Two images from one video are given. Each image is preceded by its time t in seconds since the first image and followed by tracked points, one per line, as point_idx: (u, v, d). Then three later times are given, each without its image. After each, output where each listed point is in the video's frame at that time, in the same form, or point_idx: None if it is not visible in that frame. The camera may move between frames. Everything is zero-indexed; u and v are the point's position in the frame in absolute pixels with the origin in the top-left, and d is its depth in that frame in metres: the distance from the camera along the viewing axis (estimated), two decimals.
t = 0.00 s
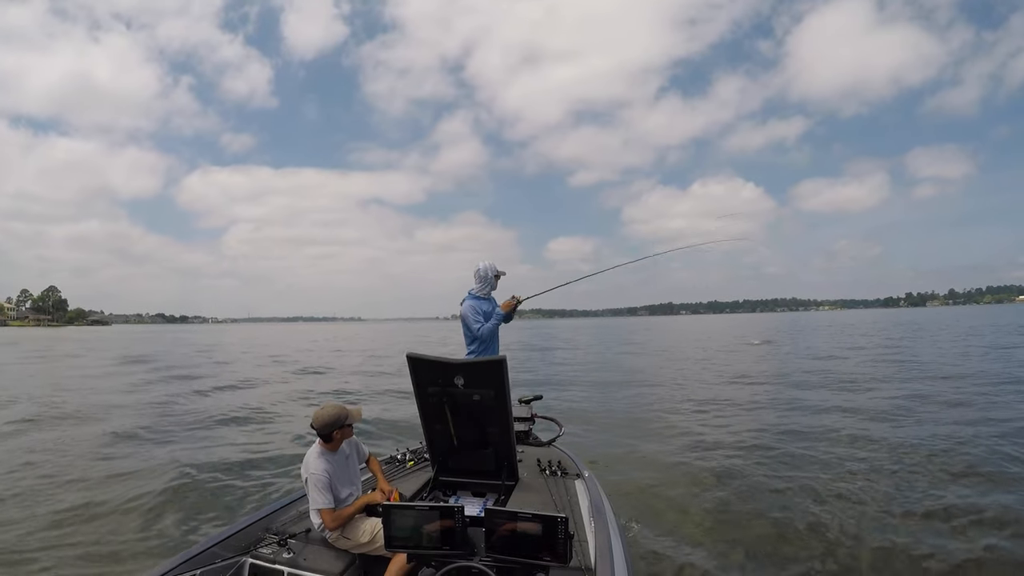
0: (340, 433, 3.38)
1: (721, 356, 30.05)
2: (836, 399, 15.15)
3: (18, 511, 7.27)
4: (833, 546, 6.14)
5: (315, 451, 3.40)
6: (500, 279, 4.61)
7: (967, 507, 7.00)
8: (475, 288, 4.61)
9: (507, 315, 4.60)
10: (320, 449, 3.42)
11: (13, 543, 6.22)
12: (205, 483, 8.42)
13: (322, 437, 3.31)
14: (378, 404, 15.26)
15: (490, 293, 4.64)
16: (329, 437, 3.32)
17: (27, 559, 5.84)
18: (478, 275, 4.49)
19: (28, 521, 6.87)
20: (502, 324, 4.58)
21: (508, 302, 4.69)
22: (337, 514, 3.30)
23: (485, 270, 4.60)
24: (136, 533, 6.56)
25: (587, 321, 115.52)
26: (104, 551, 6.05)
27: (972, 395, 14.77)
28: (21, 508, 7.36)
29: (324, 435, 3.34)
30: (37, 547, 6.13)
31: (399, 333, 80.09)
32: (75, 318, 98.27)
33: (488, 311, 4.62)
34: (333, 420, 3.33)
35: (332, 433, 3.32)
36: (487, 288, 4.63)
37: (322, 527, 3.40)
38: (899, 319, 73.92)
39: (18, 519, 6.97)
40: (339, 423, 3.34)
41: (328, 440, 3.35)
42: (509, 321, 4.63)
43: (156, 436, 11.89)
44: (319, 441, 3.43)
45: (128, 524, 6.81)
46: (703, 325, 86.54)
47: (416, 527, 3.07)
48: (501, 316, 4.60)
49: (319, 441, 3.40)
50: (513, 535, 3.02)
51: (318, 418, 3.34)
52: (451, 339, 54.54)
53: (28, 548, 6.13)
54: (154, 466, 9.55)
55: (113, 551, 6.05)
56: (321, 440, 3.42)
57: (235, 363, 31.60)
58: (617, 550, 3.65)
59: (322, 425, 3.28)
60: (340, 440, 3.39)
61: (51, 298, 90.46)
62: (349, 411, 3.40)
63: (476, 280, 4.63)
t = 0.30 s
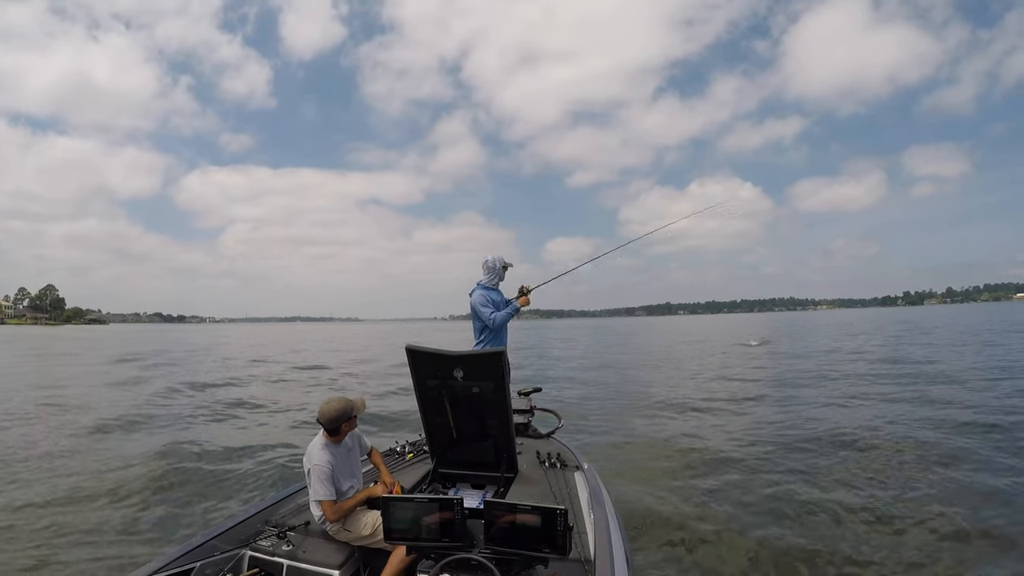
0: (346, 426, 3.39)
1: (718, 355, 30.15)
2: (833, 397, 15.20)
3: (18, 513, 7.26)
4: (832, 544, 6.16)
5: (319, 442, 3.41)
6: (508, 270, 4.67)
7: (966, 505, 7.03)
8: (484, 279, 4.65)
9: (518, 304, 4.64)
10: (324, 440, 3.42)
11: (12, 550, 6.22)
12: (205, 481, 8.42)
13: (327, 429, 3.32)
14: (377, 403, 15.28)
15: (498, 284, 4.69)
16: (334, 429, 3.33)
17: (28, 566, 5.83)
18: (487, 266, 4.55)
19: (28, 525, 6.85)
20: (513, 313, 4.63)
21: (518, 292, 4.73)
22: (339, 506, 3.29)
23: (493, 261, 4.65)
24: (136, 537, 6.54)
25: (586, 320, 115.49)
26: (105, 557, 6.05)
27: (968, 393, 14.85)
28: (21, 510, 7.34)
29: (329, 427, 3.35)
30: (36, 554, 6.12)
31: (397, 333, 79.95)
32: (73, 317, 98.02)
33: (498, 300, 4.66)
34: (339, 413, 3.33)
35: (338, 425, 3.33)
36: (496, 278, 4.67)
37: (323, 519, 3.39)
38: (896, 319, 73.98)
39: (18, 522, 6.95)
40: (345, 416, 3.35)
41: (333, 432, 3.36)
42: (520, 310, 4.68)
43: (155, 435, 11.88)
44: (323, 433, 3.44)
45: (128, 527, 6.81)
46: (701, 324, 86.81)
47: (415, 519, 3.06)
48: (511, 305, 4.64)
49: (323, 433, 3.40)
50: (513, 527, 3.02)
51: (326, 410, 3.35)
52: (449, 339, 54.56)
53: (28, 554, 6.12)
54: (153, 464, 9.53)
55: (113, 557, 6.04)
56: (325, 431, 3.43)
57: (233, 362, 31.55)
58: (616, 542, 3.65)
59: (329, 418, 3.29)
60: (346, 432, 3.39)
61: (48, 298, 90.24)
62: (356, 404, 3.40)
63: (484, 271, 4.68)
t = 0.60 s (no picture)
0: (351, 424, 3.39)
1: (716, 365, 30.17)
2: (831, 412, 15.21)
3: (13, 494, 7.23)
4: (826, 557, 6.16)
5: (323, 439, 3.41)
6: (522, 269, 4.71)
7: (960, 524, 7.04)
8: (496, 277, 4.69)
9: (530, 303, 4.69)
10: (327, 438, 3.42)
11: (7, 528, 6.18)
12: (201, 471, 8.41)
13: (332, 427, 3.32)
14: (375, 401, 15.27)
15: (511, 282, 4.73)
16: (340, 427, 3.33)
17: (24, 547, 5.78)
18: (500, 264, 4.58)
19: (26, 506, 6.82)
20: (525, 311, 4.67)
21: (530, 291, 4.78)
22: (339, 503, 3.28)
23: (506, 259, 4.68)
24: (132, 522, 6.51)
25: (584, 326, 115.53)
26: (102, 541, 6.01)
27: (965, 412, 14.88)
28: (16, 492, 7.31)
29: (334, 424, 3.34)
30: (33, 534, 6.08)
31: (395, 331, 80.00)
32: (70, 302, 97.91)
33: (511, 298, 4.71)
34: (343, 410, 3.32)
35: (343, 423, 3.32)
36: (509, 277, 4.72)
37: (322, 517, 3.38)
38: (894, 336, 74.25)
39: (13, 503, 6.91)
40: (350, 414, 3.34)
41: (338, 430, 3.35)
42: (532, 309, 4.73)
43: (153, 423, 11.85)
44: (326, 430, 3.43)
45: (127, 512, 6.78)
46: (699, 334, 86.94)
47: (414, 517, 3.05)
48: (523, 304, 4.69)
49: (327, 430, 3.40)
50: (512, 525, 3.01)
51: (332, 407, 3.35)
52: (447, 338, 54.53)
53: (24, 535, 6.07)
54: (150, 452, 9.51)
55: (109, 541, 6.01)
56: (330, 428, 3.43)
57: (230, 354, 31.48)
58: (615, 542, 3.65)
59: (335, 415, 3.29)
60: (350, 430, 3.39)
61: (47, 281, 90.04)
62: (362, 403, 3.40)
63: (497, 269, 4.72)
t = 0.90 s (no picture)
0: (351, 429, 3.38)
1: (713, 373, 30.19)
2: (828, 423, 15.22)
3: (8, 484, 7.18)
4: (822, 568, 6.15)
5: (323, 444, 3.39)
6: (525, 273, 4.72)
7: (956, 538, 7.03)
8: (501, 281, 4.69)
9: (535, 309, 4.70)
10: (327, 443, 3.41)
11: (3, 518, 6.15)
12: (198, 466, 8.39)
13: (332, 432, 3.30)
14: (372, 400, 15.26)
15: (515, 287, 4.75)
16: (339, 432, 3.32)
17: (18, 536, 5.76)
18: (504, 268, 4.60)
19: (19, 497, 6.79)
20: (530, 317, 4.67)
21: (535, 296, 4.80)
22: (338, 508, 3.27)
23: (509, 264, 4.67)
24: (128, 515, 6.49)
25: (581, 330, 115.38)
26: (98, 532, 5.98)
27: (962, 426, 14.89)
28: (12, 481, 7.28)
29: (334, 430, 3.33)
30: (28, 525, 6.06)
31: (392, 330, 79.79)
32: (67, 293, 97.61)
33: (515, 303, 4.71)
34: (343, 415, 3.31)
35: (342, 428, 3.31)
36: (512, 281, 4.72)
37: (322, 521, 3.37)
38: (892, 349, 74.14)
39: (8, 493, 6.87)
40: (351, 419, 3.34)
41: (337, 435, 3.34)
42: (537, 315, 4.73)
43: (150, 416, 11.82)
44: (326, 435, 3.42)
45: (121, 506, 6.75)
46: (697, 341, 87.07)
47: (414, 521, 3.05)
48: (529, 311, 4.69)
49: (327, 435, 3.39)
50: (511, 531, 3.00)
51: (332, 412, 3.33)
52: (445, 339, 54.56)
53: (19, 525, 6.05)
54: (146, 445, 9.49)
55: (105, 532, 5.98)
56: (329, 433, 3.41)
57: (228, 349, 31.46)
58: (615, 547, 3.63)
59: (335, 420, 3.28)
60: (350, 436, 3.38)
61: (45, 272, 90.03)
62: (362, 408, 3.39)
63: (501, 273, 4.73)
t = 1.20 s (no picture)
0: (347, 433, 3.38)
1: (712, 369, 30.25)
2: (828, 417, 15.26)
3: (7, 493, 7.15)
4: (825, 563, 6.15)
5: (319, 448, 3.39)
6: (516, 276, 4.71)
7: (957, 530, 7.05)
8: (493, 286, 4.71)
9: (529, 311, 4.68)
10: (324, 447, 3.40)
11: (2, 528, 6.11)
12: (198, 473, 8.36)
13: (328, 436, 3.31)
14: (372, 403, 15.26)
15: (508, 289, 4.75)
16: (336, 436, 3.32)
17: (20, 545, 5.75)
18: (497, 271, 4.61)
19: (20, 507, 6.76)
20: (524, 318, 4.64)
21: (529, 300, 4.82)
22: (338, 512, 3.27)
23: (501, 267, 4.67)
24: (130, 522, 6.48)
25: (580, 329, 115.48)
26: (100, 540, 5.98)
27: (960, 419, 14.97)
28: (12, 491, 7.25)
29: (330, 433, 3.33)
30: (30, 534, 6.04)
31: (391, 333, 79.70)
32: (64, 301, 97.33)
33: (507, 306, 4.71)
34: (339, 418, 3.32)
35: (338, 432, 3.31)
36: (505, 285, 4.72)
37: (322, 526, 3.37)
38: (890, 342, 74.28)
39: (9, 502, 6.85)
40: (346, 423, 3.34)
41: (334, 438, 3.34)
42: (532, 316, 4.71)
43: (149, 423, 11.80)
44: (322, 440, 3.42)
45: (122, 513, 6.73)
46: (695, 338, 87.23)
47: (415, 526, 3.05)
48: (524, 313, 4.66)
49: (323, 439, 3.39)
50: (513, 534, 3.01)
51: (327, 416, 3.33)
52: (444, 341, 54.58)
53: (22, 534, 6.04)
54: (147, 452, 9.47)
55: (107, 541, 5.97)
56: (326, 438, 3.41)
57: (226, 355, 31.41)
58: (616, 550, 3.63)
59: (331, 424, 3.28)
60: (347, 439, 3.38)
61: (42, 281, 89.71)
62: (357, 411, 3.39)
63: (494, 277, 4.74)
